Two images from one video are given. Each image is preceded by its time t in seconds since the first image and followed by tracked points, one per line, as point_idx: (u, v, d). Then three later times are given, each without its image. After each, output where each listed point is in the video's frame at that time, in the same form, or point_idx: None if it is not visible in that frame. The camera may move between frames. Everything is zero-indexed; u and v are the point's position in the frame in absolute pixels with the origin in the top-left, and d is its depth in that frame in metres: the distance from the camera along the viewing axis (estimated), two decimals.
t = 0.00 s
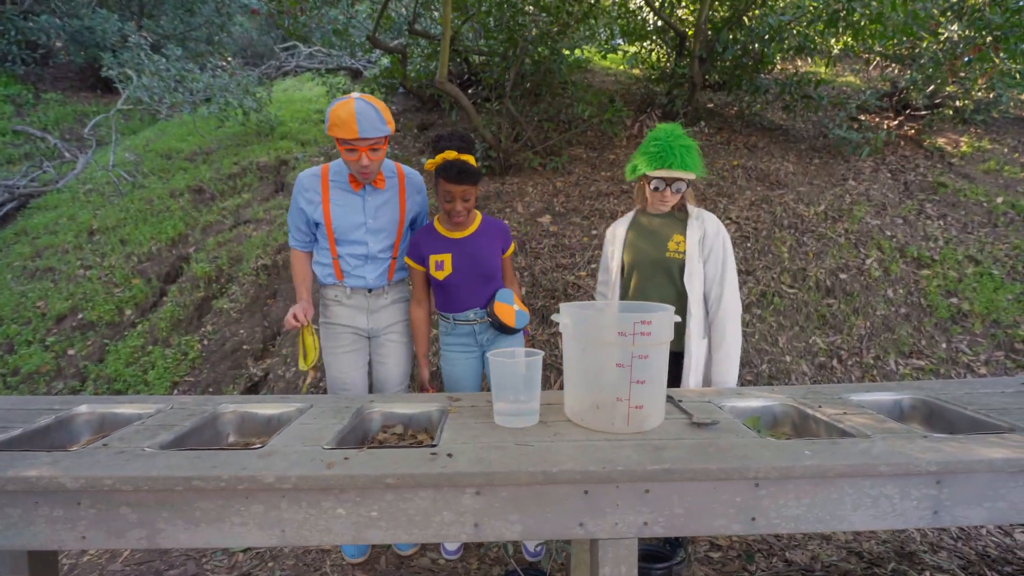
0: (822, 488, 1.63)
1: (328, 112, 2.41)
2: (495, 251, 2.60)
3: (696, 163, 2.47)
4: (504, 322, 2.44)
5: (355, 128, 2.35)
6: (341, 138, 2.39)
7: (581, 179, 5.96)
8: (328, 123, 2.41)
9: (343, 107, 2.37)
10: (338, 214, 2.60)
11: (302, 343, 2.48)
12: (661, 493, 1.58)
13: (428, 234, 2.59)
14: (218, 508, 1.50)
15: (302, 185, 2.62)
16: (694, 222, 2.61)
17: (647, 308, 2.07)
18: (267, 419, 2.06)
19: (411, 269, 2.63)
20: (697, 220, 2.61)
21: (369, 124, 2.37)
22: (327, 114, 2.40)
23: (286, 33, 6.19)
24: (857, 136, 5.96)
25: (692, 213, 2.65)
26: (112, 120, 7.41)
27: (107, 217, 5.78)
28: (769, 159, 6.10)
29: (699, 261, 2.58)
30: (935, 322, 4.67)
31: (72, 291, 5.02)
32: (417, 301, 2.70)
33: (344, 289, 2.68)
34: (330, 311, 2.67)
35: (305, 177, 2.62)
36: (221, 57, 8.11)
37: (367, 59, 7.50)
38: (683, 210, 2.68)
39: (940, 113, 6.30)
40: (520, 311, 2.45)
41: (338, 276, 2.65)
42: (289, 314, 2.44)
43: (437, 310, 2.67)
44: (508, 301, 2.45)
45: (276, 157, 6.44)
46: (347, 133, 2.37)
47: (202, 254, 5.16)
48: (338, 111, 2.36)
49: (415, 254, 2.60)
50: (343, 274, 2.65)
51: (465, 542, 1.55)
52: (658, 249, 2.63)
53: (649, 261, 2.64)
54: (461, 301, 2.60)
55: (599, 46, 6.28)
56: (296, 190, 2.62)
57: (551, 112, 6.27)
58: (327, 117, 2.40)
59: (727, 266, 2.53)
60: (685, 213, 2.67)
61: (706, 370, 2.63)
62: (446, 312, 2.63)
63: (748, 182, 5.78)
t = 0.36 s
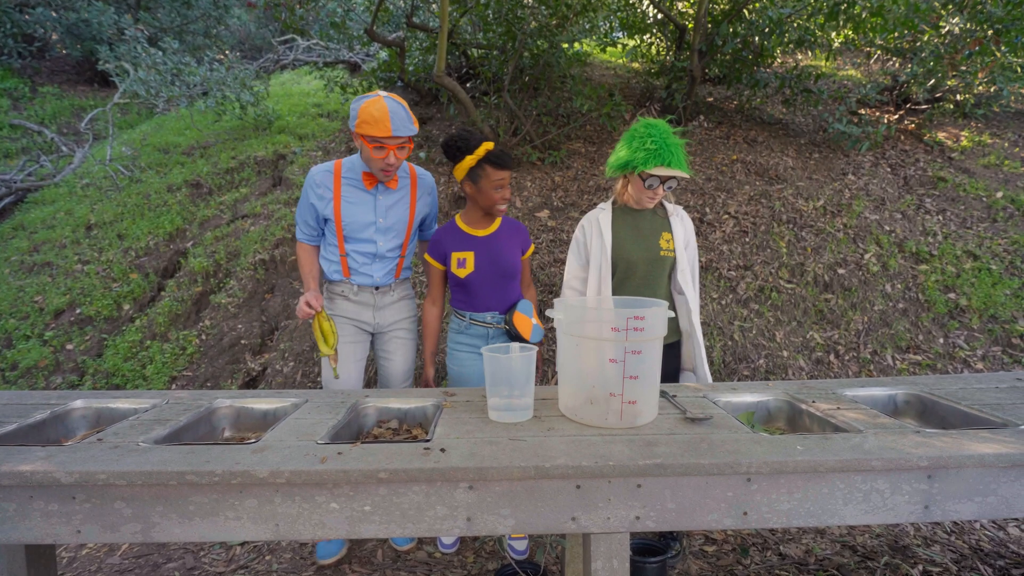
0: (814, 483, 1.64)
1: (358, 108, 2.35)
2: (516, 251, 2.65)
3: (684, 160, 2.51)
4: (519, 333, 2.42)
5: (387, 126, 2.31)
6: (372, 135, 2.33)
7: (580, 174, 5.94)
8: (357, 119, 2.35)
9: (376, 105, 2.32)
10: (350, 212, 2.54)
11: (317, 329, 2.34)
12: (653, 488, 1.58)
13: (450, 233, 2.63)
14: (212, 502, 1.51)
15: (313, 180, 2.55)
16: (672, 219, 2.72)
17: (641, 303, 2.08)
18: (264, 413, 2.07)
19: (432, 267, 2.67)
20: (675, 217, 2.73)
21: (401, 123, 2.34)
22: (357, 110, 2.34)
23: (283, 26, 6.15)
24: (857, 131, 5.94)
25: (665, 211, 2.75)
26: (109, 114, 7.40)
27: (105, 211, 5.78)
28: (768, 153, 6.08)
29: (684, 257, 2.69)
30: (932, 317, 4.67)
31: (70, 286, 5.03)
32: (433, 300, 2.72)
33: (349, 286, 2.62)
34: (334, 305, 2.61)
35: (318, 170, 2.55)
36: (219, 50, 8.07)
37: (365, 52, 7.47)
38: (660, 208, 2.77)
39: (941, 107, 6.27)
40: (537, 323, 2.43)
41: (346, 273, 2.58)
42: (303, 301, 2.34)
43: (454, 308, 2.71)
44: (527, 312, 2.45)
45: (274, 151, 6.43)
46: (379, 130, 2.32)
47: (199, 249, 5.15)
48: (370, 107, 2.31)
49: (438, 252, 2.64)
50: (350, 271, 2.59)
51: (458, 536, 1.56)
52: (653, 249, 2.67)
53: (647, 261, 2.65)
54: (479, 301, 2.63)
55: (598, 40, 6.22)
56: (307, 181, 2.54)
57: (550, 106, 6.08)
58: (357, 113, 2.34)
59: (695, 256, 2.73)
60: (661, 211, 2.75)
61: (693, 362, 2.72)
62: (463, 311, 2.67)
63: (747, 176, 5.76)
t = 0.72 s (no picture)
0: (809, 481, 1.64)
1: (364, 100, 2.29)
2: (539, 252, 2.70)
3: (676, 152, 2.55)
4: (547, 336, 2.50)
5: (402, 107, 2.31)
6: (389, 121, 2.29)
7: (579, 172, 5.94)
8: (368, 110, 2.29)
9: (383, 91, 2.29)
10: (349, 212, 2.46)
11: (339, 331, 2.30)
12: (648, 486, 1.59)
13: (475, 237, 2.60)
14: (207, 499, 1.52)
15: (307, 181, 2.42)
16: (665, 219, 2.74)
17: (638, 301, 2.08)
18: (261, 410, 2.08)
19: (456, 272, 2.62)
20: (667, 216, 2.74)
21: (409, 103, 2.35)
22: (365, 101, 2.28)
23: (281, 24, 6.14)
24: (856, 129, 5.93)
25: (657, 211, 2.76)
26: (108, 112, 7.39)
27: (103, 210, 5.78)
28: (768, 152, 6.06)
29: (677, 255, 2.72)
30: (931, 316, 4.67)
31: (69, 285, 5.04)
32: (452, 303, 2.68)
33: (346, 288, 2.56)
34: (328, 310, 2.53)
35: (310, 170, 2.43)
36: (218, 48, 8.06)
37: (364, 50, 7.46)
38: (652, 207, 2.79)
39: (940, 105, 6.27)
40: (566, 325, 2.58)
41: (344, 276, 2.51)
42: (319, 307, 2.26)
43: (474, 310, 2.68)
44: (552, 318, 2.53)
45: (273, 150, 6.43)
46: (397, 114, 2.30)
47: (198, 247, 5.15)
48: (379, 93, 2.29)
49: (465, 256, 2.59)
50: (347, 274, 2.52)
51: (453, 534, 1.56)
52: (648, 249, 2.68)
53: (643, 261, 2.67)
54: (506, 304, 2.63)
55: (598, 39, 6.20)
56: (302, 182, 2.42)
57: (552, 104, 6.14)
58: (366, 105, 2.28)
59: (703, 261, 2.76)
60: (653, 211, 2.76)
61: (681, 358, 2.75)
62: (490, 315, 2.65)
63: (746, 175, 5.75)
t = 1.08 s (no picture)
0: (803, 479, 1.64)
1: (352, 78, 2.29)
2: (543, 248, 2.69)
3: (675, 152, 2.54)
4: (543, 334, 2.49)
5: (389, 82, 2.34)
6: (381, 96, 2.32)
7: (578, 172, 5.93)
8: (358, 87, 2.29)
9: (369, 67, 2.32)
10: (340, 206, 2.43)
11: (345, 340, 2.29)
12: (642, 484, 1.59)
13: (480, 227, 2.61)
14: (203, 497, 1.52)
15: (294, 176, 2.35)
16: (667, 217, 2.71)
17: (633, 299, 2.08)
18: (257, 409, 2.08)
19: (459, 260, 2.63)
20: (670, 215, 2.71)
21: (393, 79, 2.38)
22: (354, 78, 2.28)
23: (280, 24, 6.14)
24: (855, 128, 5.93)
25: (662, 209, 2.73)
26: (107, 112, 7.40)
27: (102, 210, 5.79)
28: (767, 151, 6.05)
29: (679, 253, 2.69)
30: (930, 315, 4.67)
31: (67, 284, 5.05)
32: (453, 294, 2.69)
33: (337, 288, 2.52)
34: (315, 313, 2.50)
35: (295, 166, 2.36)
36: (217, 48, 8.05)
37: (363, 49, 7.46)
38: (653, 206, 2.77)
39: (940, 105, 6.27)
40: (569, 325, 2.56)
41: (337, 275, 2.47)
42: (326, 311, 2.24)
43: (474, 302, 2.69)
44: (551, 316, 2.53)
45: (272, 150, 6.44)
46: (387, 88, 2.33)
47: (197, 247, 5.15)
48: (366, 70, 2.31)
49: (469, 246, 2.60)
50: (340, 273, 2.48)
51: (448, 532, 1.57)
52: (648, 246, 2.68)
53: (643, 257, 2.66)
54: (507, 297, 2.63)
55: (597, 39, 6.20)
56: (287, 180, 2.35)
57: (552, 104, 6.12)
58: (355, 82, 2.29)
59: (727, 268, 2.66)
60: (654, 209, 2.74)
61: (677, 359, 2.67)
62: (489, 307, 2.64)
63: (745, 175, 5.75)
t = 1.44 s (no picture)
0: (795, 478, 1.65)
1: (355, 73, 2.29)
2: (539, 249, 2.70)
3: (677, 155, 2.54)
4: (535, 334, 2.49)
5: (392, 82, 2.34)
6: (382, 95, 2.32)
7: (576, 171, 5.93)
8: (360, 84, 2.29)
9: (373, 64, 2.32)
10: (336, 203, 2.44)
11: (346, 333, 2.31)
12: (635, 483, 1.60)
13: (477, 224, 2.62)
14: (197, 496, 1.53)
15: (291, 170, 2.35)
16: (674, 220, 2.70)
17: (627, 299, 2.08)
18: (252, 408, 2.09)
19: (455, 255, 2.64)
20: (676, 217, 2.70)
21: (396, 78, 2.38)
22: (356, 74, 2.28)
23: (279, 23, 6.13)
24: (854, 128, 5.93)
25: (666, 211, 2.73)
26: (106, 112, 7.41)
27: (101, 210, 5.79)
28: (765, 151, 6.05)
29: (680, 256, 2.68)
30: (928, 315, 4.68)
31: (66, 284, 5.05)
32: (448, 289, 2.70)
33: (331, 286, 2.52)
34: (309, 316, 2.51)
35: (289, 161, 2.36)
36: (217, 47, 8.05)
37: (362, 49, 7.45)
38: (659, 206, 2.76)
39: (939, 105, 6.28)
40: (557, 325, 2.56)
41: (331, 274, 2.47)
42: (326, 307, 2.25)
43: (466, 299, 2.70)
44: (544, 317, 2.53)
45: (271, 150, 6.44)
46: (389, 88, 2.33)
47: (195, 247, 5.16)
48: (370, 68, 2.31)
49: (465, 242, 2.62)
50: (334, 271, 2.49)
51: (441, 531, 1.57)
52: (648, 247, 2.67)
53: (641, 259, 2.66)
54: (500, 295, 2.64)
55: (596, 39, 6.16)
56: (282, 175, 2.33)
57: (550, 104, 6.11)
58: (358, 78, 2.29)
59: (726, 282, 2.64)
60: (659, 210, 2.73)
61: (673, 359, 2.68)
62: (481, 305, 2.65)
63: (743, 175, 5.75)
